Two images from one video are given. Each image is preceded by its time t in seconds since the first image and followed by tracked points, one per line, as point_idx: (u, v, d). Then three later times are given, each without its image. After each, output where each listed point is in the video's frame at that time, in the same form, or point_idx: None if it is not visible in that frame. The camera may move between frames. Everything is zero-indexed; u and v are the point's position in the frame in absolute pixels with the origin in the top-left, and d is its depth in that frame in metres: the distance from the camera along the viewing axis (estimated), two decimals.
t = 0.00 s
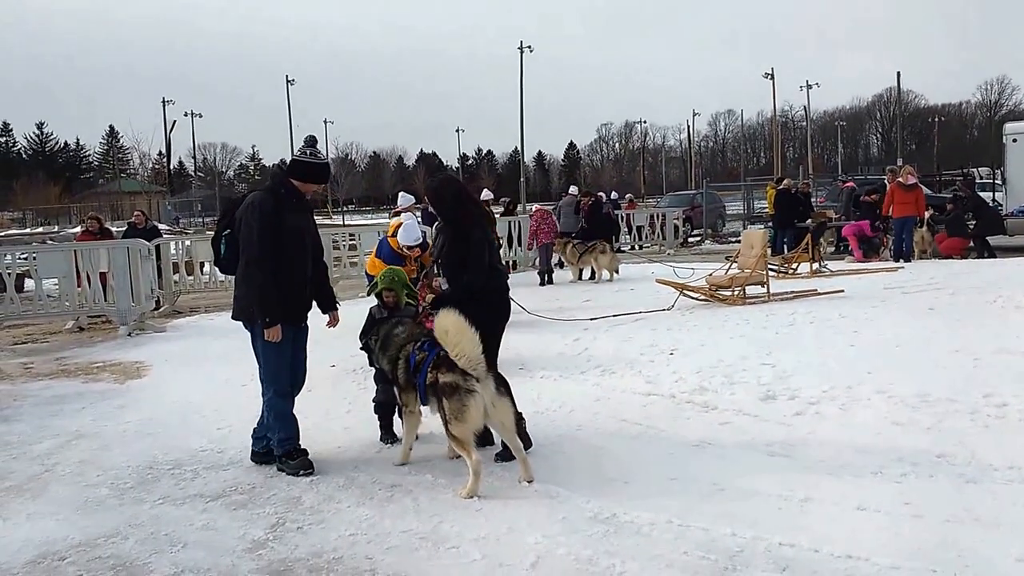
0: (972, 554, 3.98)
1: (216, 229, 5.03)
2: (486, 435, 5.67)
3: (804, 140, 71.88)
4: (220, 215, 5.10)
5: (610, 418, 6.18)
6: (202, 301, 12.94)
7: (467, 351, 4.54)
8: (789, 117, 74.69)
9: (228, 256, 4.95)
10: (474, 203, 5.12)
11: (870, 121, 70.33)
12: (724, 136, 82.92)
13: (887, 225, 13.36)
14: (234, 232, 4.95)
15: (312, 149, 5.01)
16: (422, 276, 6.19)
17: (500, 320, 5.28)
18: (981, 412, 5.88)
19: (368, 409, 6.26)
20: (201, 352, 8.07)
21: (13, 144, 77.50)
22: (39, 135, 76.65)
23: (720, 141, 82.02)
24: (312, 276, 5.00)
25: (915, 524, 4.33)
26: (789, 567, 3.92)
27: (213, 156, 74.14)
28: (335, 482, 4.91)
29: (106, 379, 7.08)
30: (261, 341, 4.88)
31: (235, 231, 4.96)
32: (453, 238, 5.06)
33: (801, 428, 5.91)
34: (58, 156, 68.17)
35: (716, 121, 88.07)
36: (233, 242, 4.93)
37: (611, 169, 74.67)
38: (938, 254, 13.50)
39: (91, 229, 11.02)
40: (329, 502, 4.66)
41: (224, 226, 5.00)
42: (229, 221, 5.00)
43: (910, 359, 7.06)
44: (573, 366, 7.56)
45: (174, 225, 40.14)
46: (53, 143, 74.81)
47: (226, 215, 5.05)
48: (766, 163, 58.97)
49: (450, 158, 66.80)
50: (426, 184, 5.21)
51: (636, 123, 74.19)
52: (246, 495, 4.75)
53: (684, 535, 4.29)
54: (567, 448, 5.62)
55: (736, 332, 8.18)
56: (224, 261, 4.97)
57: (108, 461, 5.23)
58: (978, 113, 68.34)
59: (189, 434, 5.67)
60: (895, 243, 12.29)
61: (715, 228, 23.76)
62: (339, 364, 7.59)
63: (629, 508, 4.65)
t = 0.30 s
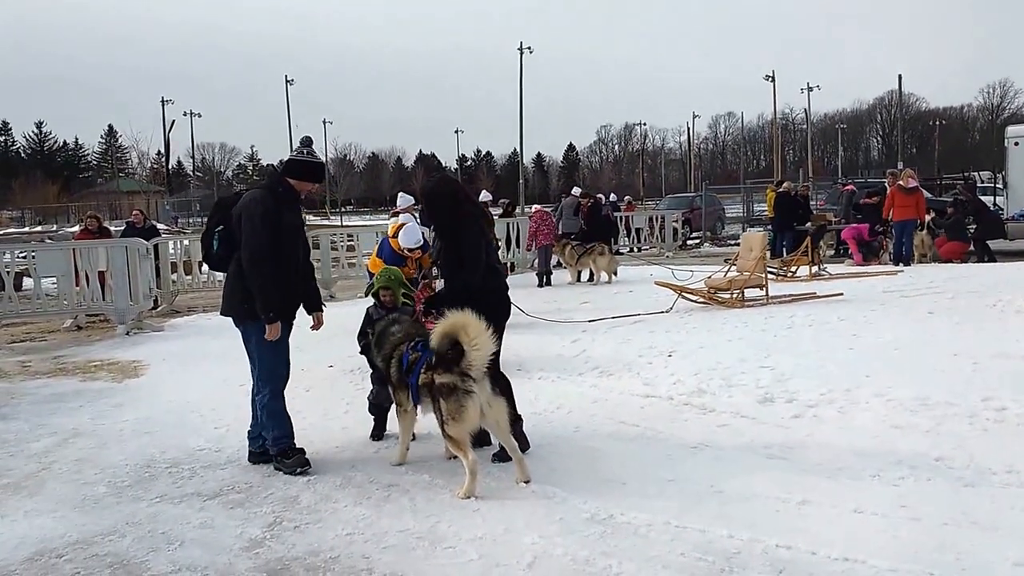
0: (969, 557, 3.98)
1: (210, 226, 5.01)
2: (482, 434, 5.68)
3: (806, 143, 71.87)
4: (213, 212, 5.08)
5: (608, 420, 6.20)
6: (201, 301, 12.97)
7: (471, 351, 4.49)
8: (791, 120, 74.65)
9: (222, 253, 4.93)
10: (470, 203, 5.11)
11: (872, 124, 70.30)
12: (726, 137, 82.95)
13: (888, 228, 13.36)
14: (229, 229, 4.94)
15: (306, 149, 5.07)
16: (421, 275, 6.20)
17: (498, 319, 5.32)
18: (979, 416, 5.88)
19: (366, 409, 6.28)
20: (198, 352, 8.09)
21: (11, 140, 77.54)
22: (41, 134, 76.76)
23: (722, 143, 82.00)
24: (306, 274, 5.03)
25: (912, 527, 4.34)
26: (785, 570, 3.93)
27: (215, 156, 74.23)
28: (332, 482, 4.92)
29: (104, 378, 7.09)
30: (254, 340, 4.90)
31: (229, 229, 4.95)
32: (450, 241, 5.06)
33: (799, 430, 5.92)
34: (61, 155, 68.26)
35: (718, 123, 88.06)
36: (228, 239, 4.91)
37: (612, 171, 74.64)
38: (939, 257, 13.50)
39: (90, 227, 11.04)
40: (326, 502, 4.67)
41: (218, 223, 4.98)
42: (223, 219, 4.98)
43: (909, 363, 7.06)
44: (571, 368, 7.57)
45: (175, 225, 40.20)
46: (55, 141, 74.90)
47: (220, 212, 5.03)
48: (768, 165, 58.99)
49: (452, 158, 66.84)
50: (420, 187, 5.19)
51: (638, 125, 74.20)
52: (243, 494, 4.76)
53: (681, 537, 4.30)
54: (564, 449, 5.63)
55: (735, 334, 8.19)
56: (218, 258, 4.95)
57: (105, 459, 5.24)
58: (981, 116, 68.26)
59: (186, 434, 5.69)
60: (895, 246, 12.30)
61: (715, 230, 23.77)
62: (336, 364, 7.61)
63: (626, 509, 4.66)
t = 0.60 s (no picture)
0: (967, 563, 3.99)
1: (210, 226, 4.82)
2: (480, 437, 5.68)
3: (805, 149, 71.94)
4: (209, 211, 4.86)
5: (606, 424, 6.20)
6: (199, 302, 12.96)
7: (474, 353, 4.46)
8: (791, 125, 74.72)
9: (229, 255, 4.82)
10: (473, 203, 5.13)
11: (872, 129, 70.39)
12: (725, 142, 83.04)
13: (886, 234, 13.39)
14: (237, 230, 4.84)
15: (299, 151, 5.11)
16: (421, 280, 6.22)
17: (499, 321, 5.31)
18: (977, 422, 5.89)
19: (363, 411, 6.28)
20: (196, 353, 8.09)
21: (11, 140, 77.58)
22: (40, 134, 76.80)
23: (722, 148, 82.08)
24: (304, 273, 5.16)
25: (909, 533, 4.34)
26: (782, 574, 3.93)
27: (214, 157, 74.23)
28: (329, 483, 4.92)
29: (101, 378, 7.09)
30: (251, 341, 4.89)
31: (237, 230, 4.84)
32: (452, 240, 5.09)
33: (796, 435, 5.92)
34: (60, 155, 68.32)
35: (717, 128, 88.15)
36: (237, 241, 4.82)
37: (612, 175, 74.68)
38: (937, 263, 13.53)
39: (88, 228, 11.04)
40: (323, 503, 4.67)
41: (222, 223, 4.82)
42: (227, 219, 4.84)
43: (907, 368, 7.07)
44: (569, 371, 7.58)
45: (172, 225, 40.18)
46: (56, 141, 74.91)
47: (220, 211, 4.86)
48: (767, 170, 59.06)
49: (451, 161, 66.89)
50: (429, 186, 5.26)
51: (638, 129, 74.28)
52: (240, 495, 4.76)
53: (678, 540, 4.31)
54: (562, 453, 5.63)
55: (733, 339, 8.20)
56: (222, 260, 4.83)
57: (102, 460, 5.24)
58: (980, 121, 68.32)
59: (183, 434, 5.68)
60: (893, 252, 12.31)
61: (713, 235, 23.80)
62: (334, 366, 7.61)
63: (623, 513, 4.66)
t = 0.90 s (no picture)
0: (964, 569, 3.99)
1: (226, 231, 4.73)
2: (479, 440, 5.66)
3: (805, 154, 72.03)
4: (221, 215, 4.76)
5: (603, 428, 6.21)
6: (196, 304, 12.96)
7: (453, 359, 4.57)
8: (790, 130, 74.82)
9: (246, 259, 4.78)
10: (482, 205, 5.17)
11: (871, 135, 70.49)
12: (724, 147, 83.15)
13: (885, 240, 13.41)
14: (254, 234, 4.79)
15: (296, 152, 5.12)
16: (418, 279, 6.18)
17: (497, 324, 5.26)
18: (975, 429, 5.89)
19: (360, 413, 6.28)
20: (193, 354, 8.09)
21: (10, 140, 77.61)
22: (40, 134, 76.80)
23: (721, 153, 82.18)
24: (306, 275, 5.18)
25: (905, 539, 4.34)
26: None
27: (214, 159, 74.24)
28: (326, 485, 4.93)
29: (98, 379, 7.10)
30: (254, 342, 4.87)
31: (253, 233, 4.79)
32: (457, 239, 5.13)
33: (794, 440, 5.93)
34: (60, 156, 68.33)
35: (717, 132, 88.29)
36: (256, 246, 4.78)
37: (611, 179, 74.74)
38: (935, 270, 13.55)
39: (85, 228, 11.04)
40: (320, 505, 4.68)
41: (239, 227, 4.75)
42: (242, 224, 4.77)
43: (904, 374, 7.08)
44: (566, 375, 7.58)
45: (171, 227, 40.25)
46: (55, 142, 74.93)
47: (233, 215, 4.78)
48: (766, 175, 59.15)
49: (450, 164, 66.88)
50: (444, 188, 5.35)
51: (637, 134, 74.37)
52: (237, 496, 4.76)
53: (674, 545, 4.31)
54: (559, 456, 5.63)
55: (731, 343, 8.21)
56: (238, 265, 4.78)
57: (99, 460, 5.24)
58: (980, 127, 68.39)
59: (180, 436, 5.68)
60: (892, 258, 12.33)
61: (711, 239, 23.82)
62: (331, 369, 7.62)
63: (620, 516, 4.67)
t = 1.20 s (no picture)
0: (961, 573, 4.00)
1: (242, 232, 4.75)
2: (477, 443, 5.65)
3: (804, 160, 72.11)
4: (237, 217, 4.78)
5: (601, 431, 6.21)
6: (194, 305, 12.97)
7: (460, 360, 4.53)
8: (790, 135, 74.91)
9: (261, 260, 4.80)
10: (485, 207, 5.16)
11: (871, 140, 70.57)
12: (724, 152, 83.25)
13: (883, 245, 13.42)
14: (271, 238, 4.81)
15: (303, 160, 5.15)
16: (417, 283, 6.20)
17: (495, 327, 5.24)
18: (973, 434, 5.90)
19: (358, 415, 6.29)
20: (191, 355, 8.10)
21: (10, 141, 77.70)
22: (37, 134, 76.84)
23: (721, 158, 82.27)
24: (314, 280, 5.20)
25: (903, 544, 4.34)
26: None
27: (214, 161, 74.32)
28: (323, 486, 4.93)
29: (95, 379, 7.11)
30: (256, 343, 4.88)
31: (269, 236, 4.81)
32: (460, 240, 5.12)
33: (791, 444, 5.93)
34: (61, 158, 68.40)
35: (716, 136, 88.40)
36: (273, 249, 4.80)
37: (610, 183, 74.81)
38: (934, 275, 13.57)
39: (84, 229, 11.05)
40: (317, 506, 4.68)
41: (255, 229, 4.77)
42: (259, 227, 4.79)
43: (902, 379, 7.09)
44: (564, 378, 7.59)
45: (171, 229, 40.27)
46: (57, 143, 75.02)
47: (248, 217, 4.80)
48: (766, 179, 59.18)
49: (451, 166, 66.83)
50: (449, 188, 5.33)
51: (637, 138, 74.46)
52: (235, 497, 4.77)
53: (671, 548, 4.31)
54: (557, 459, 5.63)
55: (729, 347, 8.22)
56: (255, 268, 4.79)
57: (96, 461, 5.24)
58: (980, 132, 68.47)
59: (178, 437, 5.69)
60: (890, 262, 12.33)
61: (709, 243, 23.83)
62: (329, 370, 7.62)
63: (617, 519, 4.67)
